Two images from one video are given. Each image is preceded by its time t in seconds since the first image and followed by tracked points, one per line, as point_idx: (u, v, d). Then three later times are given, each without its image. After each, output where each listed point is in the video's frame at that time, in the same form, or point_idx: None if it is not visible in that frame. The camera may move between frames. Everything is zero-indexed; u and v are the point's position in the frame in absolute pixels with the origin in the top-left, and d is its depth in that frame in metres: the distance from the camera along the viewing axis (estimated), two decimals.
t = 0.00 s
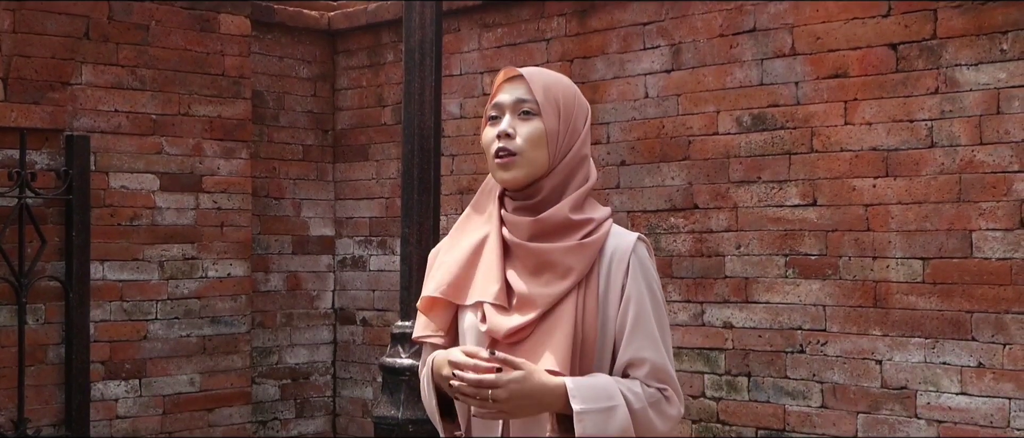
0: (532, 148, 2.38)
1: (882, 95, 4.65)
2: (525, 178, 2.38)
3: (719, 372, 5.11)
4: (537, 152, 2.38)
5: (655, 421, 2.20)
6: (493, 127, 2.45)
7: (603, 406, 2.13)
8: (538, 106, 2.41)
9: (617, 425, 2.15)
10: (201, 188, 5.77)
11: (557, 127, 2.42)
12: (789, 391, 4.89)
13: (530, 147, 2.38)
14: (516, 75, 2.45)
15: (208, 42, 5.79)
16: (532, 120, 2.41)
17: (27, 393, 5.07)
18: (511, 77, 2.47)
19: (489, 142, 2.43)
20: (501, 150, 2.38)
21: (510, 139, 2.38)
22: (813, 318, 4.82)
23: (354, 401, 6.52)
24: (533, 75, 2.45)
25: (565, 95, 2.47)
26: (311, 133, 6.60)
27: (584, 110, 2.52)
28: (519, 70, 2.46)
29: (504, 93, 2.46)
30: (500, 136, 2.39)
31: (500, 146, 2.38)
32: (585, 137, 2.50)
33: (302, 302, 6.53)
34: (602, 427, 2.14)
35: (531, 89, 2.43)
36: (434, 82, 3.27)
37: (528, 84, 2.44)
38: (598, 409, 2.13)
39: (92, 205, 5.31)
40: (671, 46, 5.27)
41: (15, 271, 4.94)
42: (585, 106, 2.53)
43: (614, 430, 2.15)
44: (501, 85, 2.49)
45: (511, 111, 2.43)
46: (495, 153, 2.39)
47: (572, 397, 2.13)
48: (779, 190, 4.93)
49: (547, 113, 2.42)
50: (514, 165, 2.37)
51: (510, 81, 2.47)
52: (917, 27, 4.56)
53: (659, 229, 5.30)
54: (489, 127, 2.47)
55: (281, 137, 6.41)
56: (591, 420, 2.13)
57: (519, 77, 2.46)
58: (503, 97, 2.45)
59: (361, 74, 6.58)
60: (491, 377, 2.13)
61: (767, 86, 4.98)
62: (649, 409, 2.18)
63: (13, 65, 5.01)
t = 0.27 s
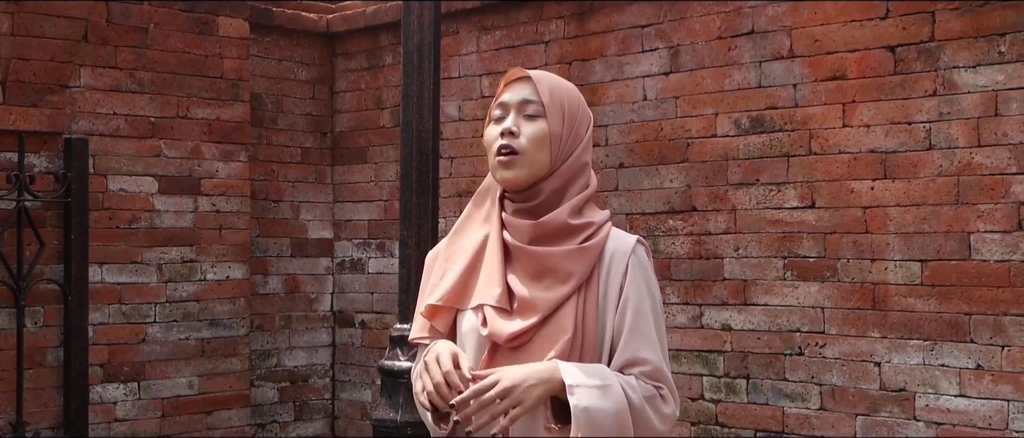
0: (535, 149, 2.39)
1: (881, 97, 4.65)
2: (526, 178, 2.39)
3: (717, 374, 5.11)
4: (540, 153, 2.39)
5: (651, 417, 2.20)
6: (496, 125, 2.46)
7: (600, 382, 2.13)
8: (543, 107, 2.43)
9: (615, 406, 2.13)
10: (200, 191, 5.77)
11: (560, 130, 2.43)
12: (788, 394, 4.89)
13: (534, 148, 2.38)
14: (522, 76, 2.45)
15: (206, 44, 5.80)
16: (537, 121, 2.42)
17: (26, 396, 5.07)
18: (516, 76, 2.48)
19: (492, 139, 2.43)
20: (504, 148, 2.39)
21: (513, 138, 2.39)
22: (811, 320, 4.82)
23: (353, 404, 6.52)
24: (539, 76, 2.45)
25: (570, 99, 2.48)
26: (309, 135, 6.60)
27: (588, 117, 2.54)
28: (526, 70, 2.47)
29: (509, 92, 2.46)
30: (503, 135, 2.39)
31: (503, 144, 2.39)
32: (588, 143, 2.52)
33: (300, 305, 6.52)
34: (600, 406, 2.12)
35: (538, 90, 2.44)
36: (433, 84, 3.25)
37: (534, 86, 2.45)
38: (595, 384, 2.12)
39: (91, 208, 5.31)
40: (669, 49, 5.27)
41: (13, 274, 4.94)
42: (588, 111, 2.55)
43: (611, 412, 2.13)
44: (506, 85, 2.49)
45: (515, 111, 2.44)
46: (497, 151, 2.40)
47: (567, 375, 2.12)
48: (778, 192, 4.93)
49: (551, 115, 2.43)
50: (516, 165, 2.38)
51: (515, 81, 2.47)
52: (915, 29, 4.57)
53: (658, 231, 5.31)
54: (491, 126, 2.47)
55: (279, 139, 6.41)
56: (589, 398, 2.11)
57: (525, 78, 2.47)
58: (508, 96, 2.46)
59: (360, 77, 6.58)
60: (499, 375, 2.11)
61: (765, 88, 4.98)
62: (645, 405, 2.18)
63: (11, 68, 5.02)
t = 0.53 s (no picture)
0: (539, 148, 2.39)
1: (881, 99, 4.65)
2: (528, 177, 2.39)
3: (717, 377, 5.11)
4: (543, 152, 2.40)
5: (631, 418, 2.20)
6: (500, 124, 2.46)
7: (580, 371, 2.16)
8: (549, 108, 2.43)
9: (593, 396, 2.15)
10: (200, 193, 5.77)
11: (564, 132, 2.44)
12: (788, 396, 4.89)
13: (537, 147, 2.39)
14: (529, 77, 2.46)
15: (207, 47, 5.80)
16: (541, 121, 2.43)
17: (27, 399, 5.07)
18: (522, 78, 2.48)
19: (495, 137, 2.43)
20: (507, 146, 2.39)
21: (517, 137, 2.39)
22: (811, 323, 4.82)
23: (353, 406, 6.52)
24: (546, 77, 2.47)
25: (575, 104, 2.49)
26: (309, 138, 6.60)
27: (591, 124, 2.55)
28: (532, 72, 2.47)
29: (516, 92, 2.46)
30: (507, 133, 2.39)
31: (507, 143, 2.39)
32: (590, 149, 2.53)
33: (301, 307, 6.53)
34: (578, 394, 2.14)
35: (543, 91, 2.45)
36: (433, 86, 3.22)
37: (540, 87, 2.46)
38: (576, 373, 2.15)
39: (91, 211, 5.31)
40: (669, 51, 5.27)
41: (14, 277, 4.94)
42: (590, 116, 2.56)
43: (589, 402, 2.14)
44: (510, 86, 2.49)
45: (520, 111, 2.44)
46: (500, 149, 2.40)
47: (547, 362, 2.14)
48: (778, 194, 4.93)
49: (556, 117, 2.44)
50: (520, 163, 2.38)
51: (520, 82, 2.48)
52: (915, 31, 4.57)
53: (658, 233, 5.30)
54: (495, 124, 2.48)
55: (279, 142, 6.41)
56: (568, 385, 2.13)
57: (532, 79, 2.47)
58: (514, 95, 2.46)
59: (360, 79, 6.58)
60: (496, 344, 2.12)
61: (765, 90, 4.98)
62: (626, 404, 2.19)
63: (11, 71, 5.03)
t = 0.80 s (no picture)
0: (539, 145, 2.39)
1: (881, 97, 4.65)
2: (527, 172, 2.38)
3: (717, 375, 5.11)
4: (542, 148, 2.40)
5: (623, 416, 2.18)
6: (498, 121, 2.46)
7: (575, 367, 2.16)
8: (547, 105, 2.44)
9: (586, 393, 2.14)
10: (200, 192, 5.77)
11: (563, 129, 2.45)
12: (788, 394, 4.89)
13: (536, 143, 2.39)
14: (529, 75, 2.47)
15: (206, 46, 5.80)
16: (540, 118, 2.43)
17: (27, 397, 5.07)
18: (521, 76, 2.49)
19: (494, 133, 2.43)
20: (507, 142, 2.39)
21: (516, 132, 2.39)
22: (811, 320, 4.82)
23: (353, 404, 6.52)
24: (545, 75, 2.47)
25: (574, 101, 2.50)
26: (309, 136, 6.60)
27: (589, 121, 2.56)
28: (532, 70, 2.48)
29: (514, 89, 2.47)
30: (507, 129, 2.39)
31: (506, 138, 2.39)
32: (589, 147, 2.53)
33: (301, 306, 6.53)
34: (571, 389, 2.13)
35: (542, 88, 2.45)
36: (433, 84, 3.20)
37: (539, 84, 2.47)
38: (570, 369, 2.15)
39: (91, 209, 5.31)
40: (669, 49, 5.27)
41: (14, 276, 4.95)
42: (589, 116, 2.56)
43: (582, 398, 2.13)
44: (508, 85, 2.50)
45: (519, 107, 2.44)
46: (499, 144, 2.40)
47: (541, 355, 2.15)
48: (778, 192, 4.93)
49: (555, 115, 2.44)
50: (519, 159, 2.38)
51: (519, 80, 2.48)
52: (915, 29, 4.56)
53: (657, 231, 5.30)
54: (494, 120, 2.48)
55: (279, 140, 6.41)
56: (561, 378, 2.13)
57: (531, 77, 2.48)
58: (513, 92, 2.46)
59: (359, 77, 6.58)
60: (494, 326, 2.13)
61: (765, 88, 4.98)
62: (618, 403, 2.17)
63: (11, 69, 5.02)
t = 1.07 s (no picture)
0: (539, 141, 2.39)
1: (883, 94, 4.65)
2: (528, 168, 2.38)
3: (719, 372, 5.11)
4: (543, 144, 2.40)
5: (618, 409, 2.18)
6: (499, 118, 2.46)
7: (573, 355, 2.17)
8: (548, 101, 2.44)
9: (583, 381, 2.14)
10: (202, 189, 5.77)
11: (564, 125, 2.44)
12: (790, 391, 4.89)
13: (537, 140, 2.39)
14: (530, 71, 2.47)
15: (209, 42, 5.80)
16: (541, 114, 2.43)
17: (29, 394, 5.07)
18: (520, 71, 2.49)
19: (495, 130, 2.43)
20: (507, 138, 2.39)
21: (517, 129, 2.40)
22: (813, 317, 4.82)
23: (355, 401, 6.52)
24: (546, 71, 2.48)
25: (575, 97, 2.49)
26: (311, 133, 6.60)
27: (590, 117, 2.55)
28: (531, 66, 2.48)
29: (515, 85, 2.47)
30: (507, 126, 2.40)
31: (507, 135, 2.39)
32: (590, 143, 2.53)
33: (303, 303, 6.53)
34: (568, 376, 2.14)
35: (542, 84, 2.45)
36: (434, 80, 3.20)
37: (539, 80, 2.47)
38: (568, 357, 2.16)
39: (93, 206, 5.31)
40: (671, 46, 5.26)
41: (16, 272, 4.95)
42: (590, 111, 2.56)
43: (578, 386, 2.13)
44: (508, 81, 2.50)
45: (519, 104, 2.44)
46: (500, 141, 2.40)
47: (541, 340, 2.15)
48: (780, 189, 4.92)
49: (555, 111, 2.44)
50: (520, 155, 2.38)
51: (519, 76, 2.48)
52: (917, 26, 4.56)
53: (659, 228, 5.30)
54: (494, 117, 2.48)
55: (281, 137, 6.42)
56: (559, 364, 2.14)
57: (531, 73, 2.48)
58: (513, 89, 2.46)
59: (361, 75, 6.58)
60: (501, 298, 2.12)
61: (767, 85, 4.98)
62: (614, 395, 2.17)
63: (13, 66, 4.99)
